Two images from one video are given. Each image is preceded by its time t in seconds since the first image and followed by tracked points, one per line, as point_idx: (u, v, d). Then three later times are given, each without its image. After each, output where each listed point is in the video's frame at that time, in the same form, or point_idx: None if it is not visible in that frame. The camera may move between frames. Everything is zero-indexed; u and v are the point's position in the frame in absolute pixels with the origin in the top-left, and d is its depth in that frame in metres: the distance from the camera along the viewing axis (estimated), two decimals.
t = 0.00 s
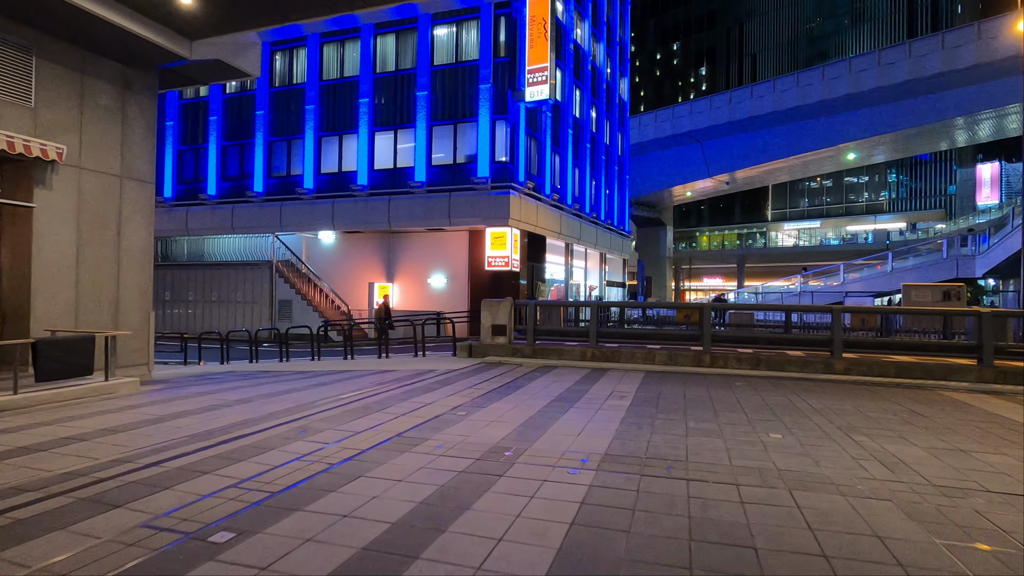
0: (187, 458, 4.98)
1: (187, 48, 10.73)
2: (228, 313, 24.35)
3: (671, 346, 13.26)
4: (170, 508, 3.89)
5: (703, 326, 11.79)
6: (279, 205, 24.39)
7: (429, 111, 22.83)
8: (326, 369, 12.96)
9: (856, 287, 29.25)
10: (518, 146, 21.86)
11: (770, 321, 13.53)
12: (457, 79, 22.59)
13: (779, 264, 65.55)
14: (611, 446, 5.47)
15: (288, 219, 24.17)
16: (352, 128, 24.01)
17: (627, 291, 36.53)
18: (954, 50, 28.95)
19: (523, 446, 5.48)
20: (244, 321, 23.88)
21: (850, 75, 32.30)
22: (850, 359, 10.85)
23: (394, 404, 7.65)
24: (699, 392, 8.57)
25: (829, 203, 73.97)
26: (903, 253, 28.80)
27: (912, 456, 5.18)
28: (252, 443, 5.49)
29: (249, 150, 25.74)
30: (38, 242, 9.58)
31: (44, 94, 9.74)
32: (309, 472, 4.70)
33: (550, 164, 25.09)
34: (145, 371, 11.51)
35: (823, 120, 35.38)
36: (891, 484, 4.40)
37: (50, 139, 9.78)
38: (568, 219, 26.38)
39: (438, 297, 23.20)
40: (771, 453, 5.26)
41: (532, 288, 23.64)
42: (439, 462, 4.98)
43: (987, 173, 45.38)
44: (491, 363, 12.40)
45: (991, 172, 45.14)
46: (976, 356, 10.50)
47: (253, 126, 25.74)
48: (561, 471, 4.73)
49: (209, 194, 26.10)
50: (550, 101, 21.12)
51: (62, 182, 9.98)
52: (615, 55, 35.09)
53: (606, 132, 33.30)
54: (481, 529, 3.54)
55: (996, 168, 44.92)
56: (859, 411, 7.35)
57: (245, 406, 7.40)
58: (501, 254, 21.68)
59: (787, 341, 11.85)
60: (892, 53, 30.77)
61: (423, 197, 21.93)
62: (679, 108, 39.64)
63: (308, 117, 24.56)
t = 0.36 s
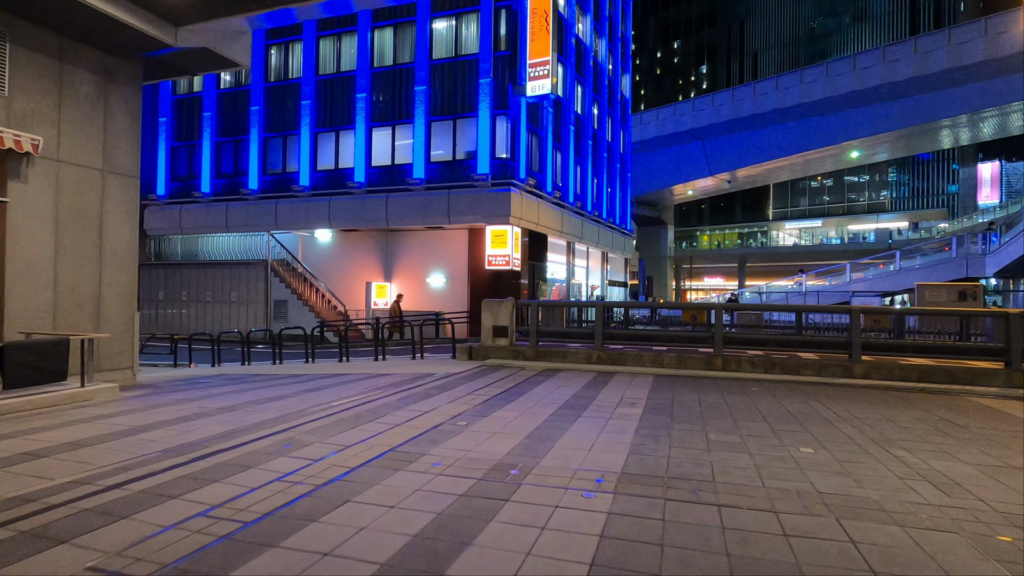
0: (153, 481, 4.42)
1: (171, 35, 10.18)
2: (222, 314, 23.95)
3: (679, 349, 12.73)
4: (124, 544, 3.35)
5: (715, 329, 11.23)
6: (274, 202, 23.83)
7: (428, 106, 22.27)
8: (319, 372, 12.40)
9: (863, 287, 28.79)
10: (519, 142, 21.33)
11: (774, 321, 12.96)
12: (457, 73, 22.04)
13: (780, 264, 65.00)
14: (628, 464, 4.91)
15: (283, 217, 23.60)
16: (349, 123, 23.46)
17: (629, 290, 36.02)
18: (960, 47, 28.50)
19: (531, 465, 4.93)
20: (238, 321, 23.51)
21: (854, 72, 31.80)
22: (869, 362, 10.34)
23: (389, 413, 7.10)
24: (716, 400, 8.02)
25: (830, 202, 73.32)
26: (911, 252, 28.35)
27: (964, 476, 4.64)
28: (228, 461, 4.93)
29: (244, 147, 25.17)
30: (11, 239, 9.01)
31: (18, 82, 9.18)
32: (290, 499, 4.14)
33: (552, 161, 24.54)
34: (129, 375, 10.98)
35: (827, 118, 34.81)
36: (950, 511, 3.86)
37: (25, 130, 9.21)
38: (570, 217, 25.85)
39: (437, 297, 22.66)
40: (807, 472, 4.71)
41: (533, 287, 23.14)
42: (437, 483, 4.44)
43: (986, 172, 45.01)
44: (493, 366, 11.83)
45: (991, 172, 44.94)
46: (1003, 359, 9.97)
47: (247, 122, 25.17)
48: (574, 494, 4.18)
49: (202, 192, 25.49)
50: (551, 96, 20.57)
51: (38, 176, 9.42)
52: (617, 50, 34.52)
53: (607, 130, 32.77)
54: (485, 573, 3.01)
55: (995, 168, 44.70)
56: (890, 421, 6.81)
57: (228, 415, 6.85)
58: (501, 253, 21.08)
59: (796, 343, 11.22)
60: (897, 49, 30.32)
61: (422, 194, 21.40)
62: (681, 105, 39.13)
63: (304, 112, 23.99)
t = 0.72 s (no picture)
0: (107, 506, 3.88)
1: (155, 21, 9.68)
2: (218, 314, 23.57)
3: (688, 351, 12.18)
4: None
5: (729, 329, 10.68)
6: (270, 201, 23.30)
7: (427, 101, 21.74)
8: (313, 375, 11.85)
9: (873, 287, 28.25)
10: (521, 137, 20.76)
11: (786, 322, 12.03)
12: (457, 68, 21.51)
13: (783, 264, 64.22)
14: (646, 485, 4.35)
15: (280, 216, 23.06)
16: (347, 120, 22.94)
17: (632, 291, 35.46)
18: (969, 43, 28.00)
19: (536, 486, 4.36)
20: (234, 322, 23.11)
21: (861, 68, 31.27)
22: (893, 366, 9.72)
23: (383, 421, 6.56)
24: (735, 407, 7.45)
25: (833, 202, 72.37)
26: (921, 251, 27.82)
27: None
28: (197, 481, 4.39)
29: (240, 144, 24.64)
30: None
31: None
32: (261, 528, 3.59)
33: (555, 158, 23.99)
34: (113, 379, 10.45)
35: (832, 116, 34.11)
36: None
37: None
38: (573, 215, 25.29)
39: (437, 297, 22.10)
40: (850, 494, 4.14)
41: (535, 287, 22.60)
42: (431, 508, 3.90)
43: (990, 172, 44.57)
44: (493, 371, 11.21)
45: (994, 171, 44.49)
46: None
47: (243, 118, 24.64)
48: (588, 523, 3.62)
49: (198, 190, 25.00)
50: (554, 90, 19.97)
51: (12, 169, 8.89)
52: (620, 47, 33.93)
53: (611, 127, 32.21)
54: None
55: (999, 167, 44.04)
56: (927, 430, 6.25)
57: (207, 425, 6.31)
58: (503, 252, 20.48)
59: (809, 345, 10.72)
60: (904, 45, 29.87)
61: (421, 192, 20.87)
62: (684, 103, 38.66)
63: (301, 108, 23.48)
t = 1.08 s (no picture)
0: (59, 541, 3.37)
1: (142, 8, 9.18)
2: (216, 315, 23.15)
3: (701, 355, 11.62)
4: None
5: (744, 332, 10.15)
6: (269, 199, 22.81)
7: (429, 97, 21.25)
8: (309, 380, 11.34)
9: (884, 288, 27.64)
10: (525, 134, 20.26)
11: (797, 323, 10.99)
12: (459, 63, 21.00)
13: (788, 265, 63.49)
14: (676, 513, 3.83)
15: (279, 215, 22.59)
16: (347, 117, 22.45)
17: (637, 291, 34.93)
18: (980, 40, 27.57)
19: (551, 514, 3.84)
20: (232, 323, 22.70)
21: (869, 66, 30.77)
22: (921, 373, 9.17)
23: (380, 433, 6.04)
24: (760, 418, 6.91)
25: (838, 202, 71.37)
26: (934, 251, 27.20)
27: None
28: (167, 508, 3.88)
29: (238, 142, 24.16)
30: None
31: None
32: (234, 569, 3.08)
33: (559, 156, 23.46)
34: (99, 384, 9.99)
35: (839, 115, 33.50)
36: None
37: None
38: (578, 215, 24.78)
39: (439, 298, 21.59)
40: (912, 526, 3.61)
41: (540, 288, 22.08)
42: (433, 542, 3.40)
43: (995, 172, 43.84)
44: (497, 376, 10.66)
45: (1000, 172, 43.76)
46: None
47: (241, 115, 24.16)
48: (616, 565, 3.11)
49: (195, 188, 24.51)
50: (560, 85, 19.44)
51: None
52: (625, 43, 33.36)
53: (616, 125, 31.67)
54: None
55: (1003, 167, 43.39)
56: (974, 445, 5.71)
57: (189, 437, 5.80)
58: (507, 251, 19.94)
59: (826, 349, 10.22)
60: (914, 43, 29.40)
61: (422, 190, 20.37)
62: (689, 102, 38.20)
63: (300, 105, 23.01)
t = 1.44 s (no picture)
0: None
1: None
2: (212, 315, 22.68)
3: (713, 359, 11.12)
4: None
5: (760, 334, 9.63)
6: (266, 197, 22.30)
7: (430, 92, 20.73)
8: (303, 385, 10.81)
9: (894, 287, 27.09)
10: (528, 130, 19.75)
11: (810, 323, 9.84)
12: (460, 57, 20.48)
13: (792, 265, 62.87)
14: (713, 550, 3.31)
15: (276, 213, 22.06)
16: (346, 112, 21.94)
17: (641, 291, 34.41)
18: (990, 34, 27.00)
19: (570, 550, 3.31)
20: (229, 324, 22.25)
21: (876, 62, 30.19)
22: (951, 377, 8.67)
23: (375, 447, 5.52)
24: (787, 429, 6.39)
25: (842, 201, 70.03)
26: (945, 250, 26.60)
27: None
28: (126, 543, 3.37)
29: (235, 138, 23.66)
30: None
31: None
32: None
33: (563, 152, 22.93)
34: (82, 391, 9.49)
35: (844, 112, 32.92)
36: None
37: None
38: (582, 213, 24.28)
39: (440, 298, 21.07)
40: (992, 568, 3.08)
41: (543, 288, 21.57)
42: None
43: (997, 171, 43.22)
44: (500, 380, 10.13)
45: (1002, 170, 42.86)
46: None
47: (238, 112, 23.66)
48: None
49: (191, 187, 23.99)
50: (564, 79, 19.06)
51: None
52: (629, 39, 32.79)
53: (619, 122, 31.12)
54: None
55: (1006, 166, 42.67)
56: None
57: (166, 452, 5.29)
58: (509, 250, 19.47)
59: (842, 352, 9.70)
60: (922, 38, 28.81)
61: (423, 187, 19.86)
62: (693, 99, 37.63)
63: (298, 100, 22.50)
